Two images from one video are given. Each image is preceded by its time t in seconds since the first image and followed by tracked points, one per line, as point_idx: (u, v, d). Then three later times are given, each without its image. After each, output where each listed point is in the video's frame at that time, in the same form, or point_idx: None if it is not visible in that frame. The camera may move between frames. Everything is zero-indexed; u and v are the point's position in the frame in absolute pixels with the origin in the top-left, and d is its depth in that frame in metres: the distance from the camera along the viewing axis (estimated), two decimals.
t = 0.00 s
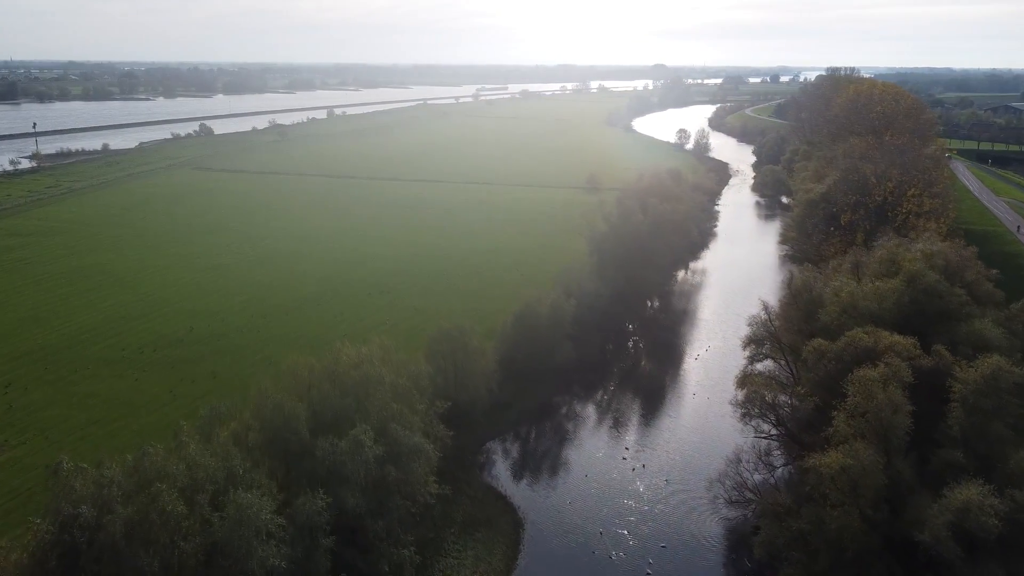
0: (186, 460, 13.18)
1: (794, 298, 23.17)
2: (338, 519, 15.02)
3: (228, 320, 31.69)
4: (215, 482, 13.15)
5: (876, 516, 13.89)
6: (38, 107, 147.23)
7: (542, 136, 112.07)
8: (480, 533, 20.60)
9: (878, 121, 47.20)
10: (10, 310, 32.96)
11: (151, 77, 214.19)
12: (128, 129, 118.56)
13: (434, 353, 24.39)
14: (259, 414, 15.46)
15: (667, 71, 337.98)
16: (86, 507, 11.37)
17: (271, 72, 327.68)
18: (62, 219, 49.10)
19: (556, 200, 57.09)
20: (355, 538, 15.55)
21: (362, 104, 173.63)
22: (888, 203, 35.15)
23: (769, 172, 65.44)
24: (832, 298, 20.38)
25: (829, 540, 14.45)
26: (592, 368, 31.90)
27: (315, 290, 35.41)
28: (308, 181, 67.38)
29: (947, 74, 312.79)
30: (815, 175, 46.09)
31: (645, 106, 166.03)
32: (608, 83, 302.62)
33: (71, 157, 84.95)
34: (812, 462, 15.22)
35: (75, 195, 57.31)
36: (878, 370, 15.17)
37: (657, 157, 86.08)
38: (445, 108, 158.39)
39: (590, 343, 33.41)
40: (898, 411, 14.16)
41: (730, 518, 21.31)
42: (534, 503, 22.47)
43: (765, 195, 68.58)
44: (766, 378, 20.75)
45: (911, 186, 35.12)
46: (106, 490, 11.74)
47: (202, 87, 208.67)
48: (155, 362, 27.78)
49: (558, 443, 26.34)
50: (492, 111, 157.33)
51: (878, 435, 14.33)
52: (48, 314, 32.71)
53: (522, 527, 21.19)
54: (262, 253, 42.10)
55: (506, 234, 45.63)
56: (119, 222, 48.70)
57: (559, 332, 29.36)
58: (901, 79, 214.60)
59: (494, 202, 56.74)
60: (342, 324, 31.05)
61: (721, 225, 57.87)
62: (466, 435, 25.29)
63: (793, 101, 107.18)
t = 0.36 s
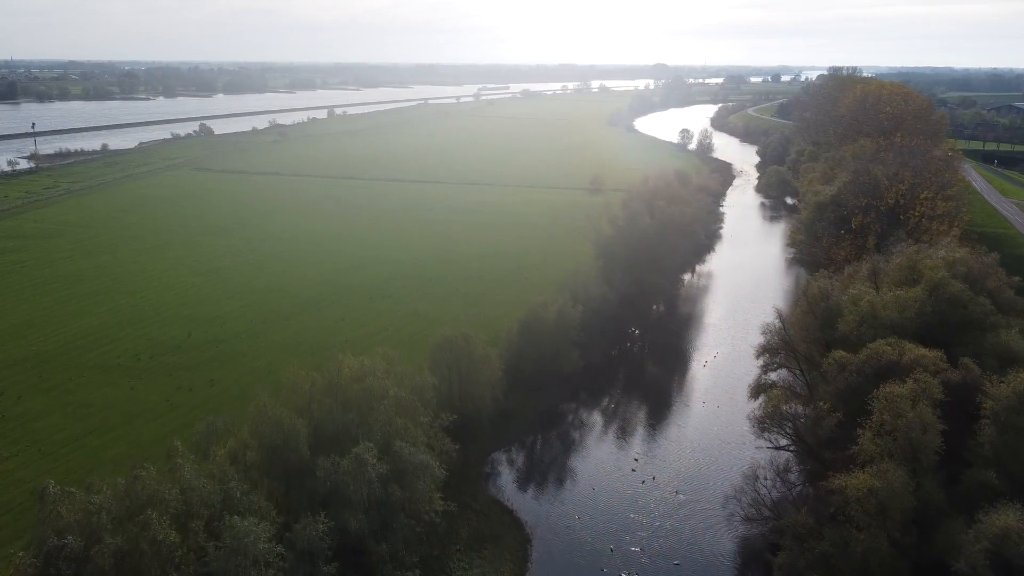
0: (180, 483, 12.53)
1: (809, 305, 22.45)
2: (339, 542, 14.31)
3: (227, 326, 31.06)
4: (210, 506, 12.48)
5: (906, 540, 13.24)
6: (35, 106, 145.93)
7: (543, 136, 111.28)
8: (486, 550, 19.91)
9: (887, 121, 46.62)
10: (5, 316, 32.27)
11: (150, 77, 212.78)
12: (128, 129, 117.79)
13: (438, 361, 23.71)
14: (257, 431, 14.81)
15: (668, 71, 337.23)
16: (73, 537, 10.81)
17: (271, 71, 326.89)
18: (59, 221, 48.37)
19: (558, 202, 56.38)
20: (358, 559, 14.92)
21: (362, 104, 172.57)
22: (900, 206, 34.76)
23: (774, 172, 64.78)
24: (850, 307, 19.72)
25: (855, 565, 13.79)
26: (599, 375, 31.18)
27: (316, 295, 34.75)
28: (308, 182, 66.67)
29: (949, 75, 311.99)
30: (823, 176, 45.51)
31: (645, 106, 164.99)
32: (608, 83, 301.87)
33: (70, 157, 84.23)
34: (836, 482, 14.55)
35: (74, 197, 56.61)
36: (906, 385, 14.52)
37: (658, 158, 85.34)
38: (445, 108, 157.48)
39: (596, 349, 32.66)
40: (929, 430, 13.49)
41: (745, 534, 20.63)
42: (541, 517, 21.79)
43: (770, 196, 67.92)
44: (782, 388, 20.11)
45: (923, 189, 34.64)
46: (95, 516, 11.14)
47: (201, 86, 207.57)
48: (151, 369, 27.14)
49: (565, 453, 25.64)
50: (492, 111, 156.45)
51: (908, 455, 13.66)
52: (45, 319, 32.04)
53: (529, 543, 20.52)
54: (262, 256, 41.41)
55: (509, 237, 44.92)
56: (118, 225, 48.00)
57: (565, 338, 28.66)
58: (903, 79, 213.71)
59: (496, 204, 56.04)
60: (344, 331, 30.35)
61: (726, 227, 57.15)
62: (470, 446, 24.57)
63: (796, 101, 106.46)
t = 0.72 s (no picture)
0: (171, 510, 11.89)
1: (825, 313, 21.72)
2: (341, 567, 13.65)
3: (225, 332, 30.40)
4: (203, 533, 11.82)
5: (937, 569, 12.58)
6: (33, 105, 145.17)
7: (544, 136, 110.58)
8: (493, 569, 19.22)
9: (895, 122, 45.98)
10: None
11: (150, 76, 211.92)
12: (127, 129, 117.14)
13: (442, 371, 23.04)
14: (254, 450, 14.17)
15: (668, 71, 335.64)
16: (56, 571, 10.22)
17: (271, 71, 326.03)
18: (56, 223, 47.67)
19: (561, 203, 55.67)
20: None
21: (361, 104, 171.33)
22: (912, 210, 34.11)
23: (779, 173, 64.05)
24: (869, 317, 19.04)
25: None
26: (606, 382, 30.48)
27: (316, 300, 34.07)
28: (308, 183, 65.98)
29: (947, 75, 311.37)
30: (830, 178, 44.87)
31: (646, 106, 164.19)
32: (608, 82, 300.91)
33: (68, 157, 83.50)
34: (863, 505, 13.90)
35: (72, 198, 55.97)
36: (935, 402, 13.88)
37: (661, 158, 84.61)
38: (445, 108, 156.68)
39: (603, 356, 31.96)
40: (961, 451, 12.84)
41: (761, 552, 19.97)
42: (549, 533, 21.13)
43: (774, 197, 67.18)
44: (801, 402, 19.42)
45: (935, 192, 33.95)
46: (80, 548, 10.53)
47: (200, 86, 206.66)
48: (147, 378, 26.49)
49: (573, 464, 24.97)
50: (492, 110, 155.66)
51: (940, 477, 13.00)
52: (40, 325, 31.39)
53: (537, 561, 19.85)
54: (262, 259, 40.74)
55: (512, 240, 44.26)
56: (116, 227, 47.36)
57: (571, 345, 27.97)
58: (904, 79, 213.16)
59: (498, 206, 55.35)
60: (345, 338, 29.70)
61: (731, 229, 56.48)
62: (475, 458, 23.89)
63: (798, 101, 105.74)
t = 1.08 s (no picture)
0: (159, 539, 11.20)
1: (842, 322, 21.03)
2: None
3: (223, 338, 29.75)
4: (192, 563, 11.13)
5: None
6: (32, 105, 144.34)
7: (546, 136, 109.87)
8: None
9: (904, 123, 45.27)
10: None
11: (149, 75, 211.03)
12: (127, 129, 116.53)
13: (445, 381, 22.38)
14: (250, 470, 13.51)
15: (669, 71, 334.76)
16: None
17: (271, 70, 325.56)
18: (53, 225, 47.03)
19: (564, 205, 55.00)
20: None
21: (362, 104, 170.45)
22: (925, 212, 33.40)
23: (784, 174, 63.35)
24: (889, 327, 18.39)
25: None
26: (613, 389, 29.78)
27: (316, 304, 33.41)
28: (308, 184, 65.32)
29: (948, 75, 310.67)
30: (838, 180, 44.19)
31: (648, 105, 163.45)
32: (609, 82, 300.49)
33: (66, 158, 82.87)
34: (892, 531, 13.23)
35: (69, 199, 55.32)
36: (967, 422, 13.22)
37: (664, 158, 83.90)
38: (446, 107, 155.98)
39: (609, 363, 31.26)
40: (997, 475, 12.18)
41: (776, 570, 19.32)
42: (556, 550, 20.49)
43: (778, 199, 66.45)
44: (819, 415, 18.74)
45: (949, 194, 33.25)
46: None
47: (200, 85, 205.85)
48: (142, 386, 25.82)
49: (580, 476, 24.28)
50: (493, 110, 154.96)
51: (974, 501, 12.31)
52: (33, 330, 30.73)
53: None
54: (261, 262, 40.08)
55: (515, 242, 43.60)
56: (113, 229, 46.70)
57: (577, 353, 27.26)
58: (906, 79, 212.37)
59: (500, 207, 54.71)
60: (345, 345, 29.05)
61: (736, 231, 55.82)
62: (479, 470, 23.22)
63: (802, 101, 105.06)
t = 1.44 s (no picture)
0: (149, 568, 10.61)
1: (859, 330, 20.43)
2: None
3: (223, 344, 29.17)
4: None
5: None
6: (32, 105, 143.69)
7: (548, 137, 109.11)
8: None
9: (914, 124, 44.63)
10: None
11: (149, 75, 210.22)
12: (127, 129, 115.88)
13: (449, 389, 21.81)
14: (247, 492, 12.87)
15: (670, 70, 333.68)
16: None
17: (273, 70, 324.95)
18: (51, 227, 46.46)
19: (568, 207, 54.38)
20: None
21: (363, 104, 169.10)
22: (938, 216, 32.84)
23: (790, 175, 62.69)
24: (910, 337, 17.81)
25: None
26: (620, 397, 29.14)
27: (317, 309, 32.85)
28: (309, 185, 64.73)
29: (950, 75, 309.72)
30: (846, 182, 43.54)
31: (650, 106, 162.54)
32: (611, 83, 299.75)
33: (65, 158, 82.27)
34: (921, 558, 12.63)
35: (68, 200, 54.75)
36: (1000, 440, 12.65)
37: (668, 159, 83.18)
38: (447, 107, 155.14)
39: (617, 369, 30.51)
40: None
41: None
42: (563, 568, 19.95)
43: (783, 200, 65.72)
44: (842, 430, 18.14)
45: (962, 198, 32.71)
46: None
47: (201, 85, 205.14)
48: (138, 393, 25.22)
49: (587, 488, 23.67)
50: (495, 110, 154.18)
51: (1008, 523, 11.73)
52: (28, 335, 30.12)
53: None
54: (261, 265, 39.53)
55: (518, 245, 43.04)
56: (111, 231, 46.09)
57: (584, 360, 26.59)
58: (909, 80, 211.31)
59: (502, 209, 54.07)
60: (345, 352, 28.45)
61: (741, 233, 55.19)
62: (484, 481, 22.60)
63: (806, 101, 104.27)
